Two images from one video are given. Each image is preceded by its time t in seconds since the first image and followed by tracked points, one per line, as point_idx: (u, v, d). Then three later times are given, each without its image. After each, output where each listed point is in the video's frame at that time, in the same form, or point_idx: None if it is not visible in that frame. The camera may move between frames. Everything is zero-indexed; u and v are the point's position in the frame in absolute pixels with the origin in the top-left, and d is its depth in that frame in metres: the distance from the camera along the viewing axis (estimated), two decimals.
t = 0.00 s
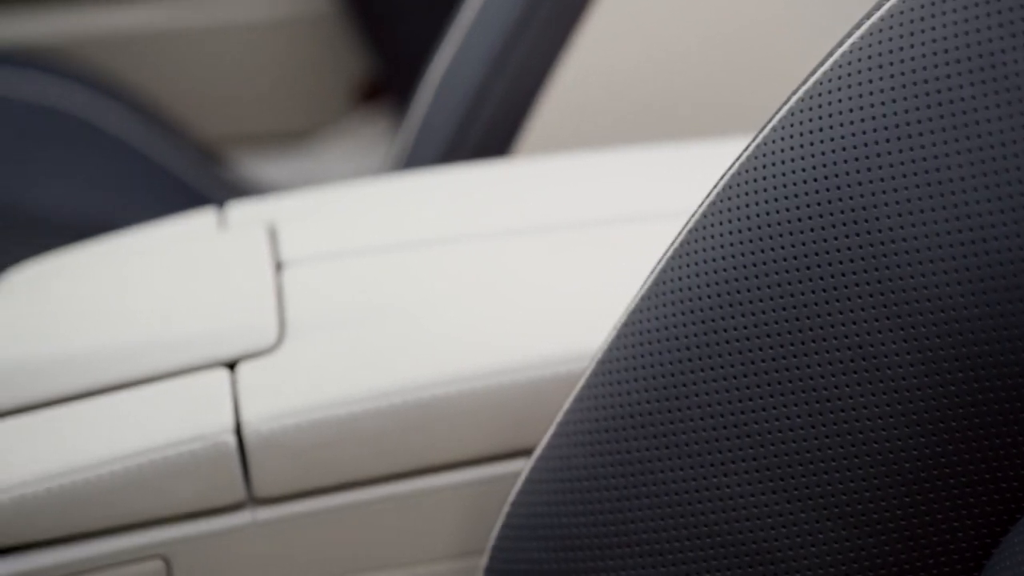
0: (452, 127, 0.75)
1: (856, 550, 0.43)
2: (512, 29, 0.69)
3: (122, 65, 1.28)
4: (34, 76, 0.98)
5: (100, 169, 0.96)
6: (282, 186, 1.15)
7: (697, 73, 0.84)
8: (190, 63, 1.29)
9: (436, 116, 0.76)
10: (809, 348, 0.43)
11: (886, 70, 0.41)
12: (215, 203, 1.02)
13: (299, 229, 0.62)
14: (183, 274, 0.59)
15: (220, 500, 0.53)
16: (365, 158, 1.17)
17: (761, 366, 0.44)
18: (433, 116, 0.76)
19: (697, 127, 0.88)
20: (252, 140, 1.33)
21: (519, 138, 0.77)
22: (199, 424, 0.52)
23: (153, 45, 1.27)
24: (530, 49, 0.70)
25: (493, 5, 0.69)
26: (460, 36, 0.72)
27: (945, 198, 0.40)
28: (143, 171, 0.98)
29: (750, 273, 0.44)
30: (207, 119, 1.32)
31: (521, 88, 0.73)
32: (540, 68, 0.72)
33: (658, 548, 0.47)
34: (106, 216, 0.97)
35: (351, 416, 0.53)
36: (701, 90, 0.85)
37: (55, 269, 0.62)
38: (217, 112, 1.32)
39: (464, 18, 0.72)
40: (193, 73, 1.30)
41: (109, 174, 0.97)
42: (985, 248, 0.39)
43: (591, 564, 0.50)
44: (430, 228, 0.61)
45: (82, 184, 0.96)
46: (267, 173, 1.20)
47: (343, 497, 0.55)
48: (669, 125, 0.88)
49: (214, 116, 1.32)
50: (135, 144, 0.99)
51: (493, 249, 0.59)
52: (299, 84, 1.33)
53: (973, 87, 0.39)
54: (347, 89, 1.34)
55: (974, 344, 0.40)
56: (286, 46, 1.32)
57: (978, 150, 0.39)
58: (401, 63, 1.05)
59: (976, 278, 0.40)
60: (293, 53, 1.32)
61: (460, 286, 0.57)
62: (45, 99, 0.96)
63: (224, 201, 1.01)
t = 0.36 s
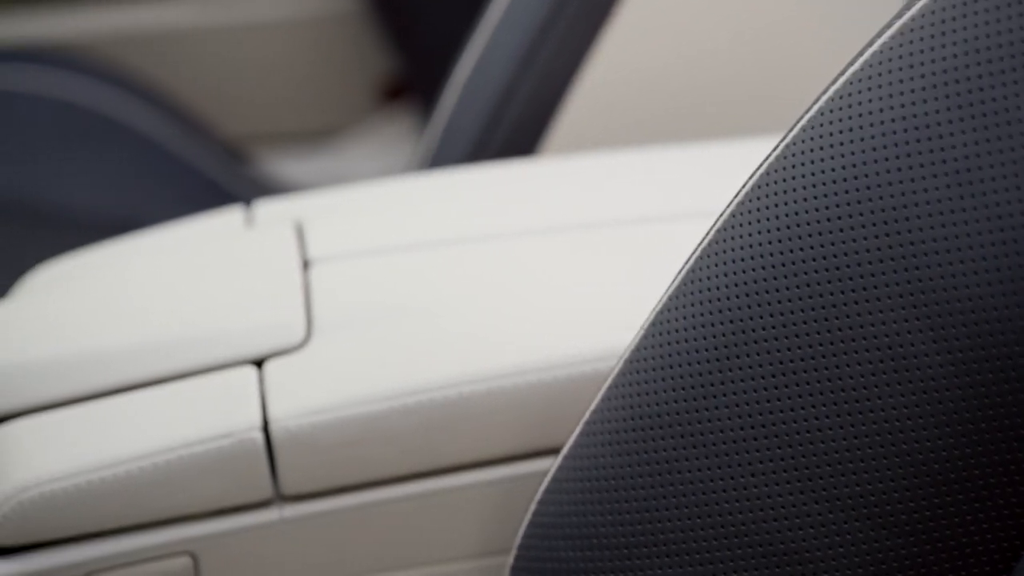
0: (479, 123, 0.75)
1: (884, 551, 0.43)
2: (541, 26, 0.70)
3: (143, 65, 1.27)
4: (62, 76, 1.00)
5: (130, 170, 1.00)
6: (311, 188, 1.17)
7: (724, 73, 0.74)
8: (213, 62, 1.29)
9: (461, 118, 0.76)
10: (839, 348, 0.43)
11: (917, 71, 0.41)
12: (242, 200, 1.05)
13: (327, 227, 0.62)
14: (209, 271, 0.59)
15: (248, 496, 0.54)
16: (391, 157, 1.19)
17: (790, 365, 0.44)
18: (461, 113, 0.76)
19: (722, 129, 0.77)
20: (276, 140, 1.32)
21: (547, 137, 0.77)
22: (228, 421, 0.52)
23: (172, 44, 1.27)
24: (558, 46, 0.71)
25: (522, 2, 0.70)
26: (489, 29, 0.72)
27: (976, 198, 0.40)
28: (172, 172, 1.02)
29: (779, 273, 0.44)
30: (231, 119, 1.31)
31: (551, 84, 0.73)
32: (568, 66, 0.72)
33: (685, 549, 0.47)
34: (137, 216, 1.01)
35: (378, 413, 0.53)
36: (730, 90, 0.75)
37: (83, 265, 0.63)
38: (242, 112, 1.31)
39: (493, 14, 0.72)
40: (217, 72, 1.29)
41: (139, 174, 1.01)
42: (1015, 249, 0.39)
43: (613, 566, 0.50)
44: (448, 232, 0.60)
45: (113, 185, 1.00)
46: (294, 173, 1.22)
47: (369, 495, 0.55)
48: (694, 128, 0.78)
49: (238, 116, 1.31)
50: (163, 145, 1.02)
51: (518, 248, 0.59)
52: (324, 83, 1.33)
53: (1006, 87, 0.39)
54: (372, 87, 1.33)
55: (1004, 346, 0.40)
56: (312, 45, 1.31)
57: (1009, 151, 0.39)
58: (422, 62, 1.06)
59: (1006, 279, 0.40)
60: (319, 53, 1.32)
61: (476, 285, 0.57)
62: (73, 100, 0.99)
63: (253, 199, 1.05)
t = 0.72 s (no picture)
0: (511, 119, 0.75)
1: (915, 552, 0.43)
2: (572, 23, 0.68)
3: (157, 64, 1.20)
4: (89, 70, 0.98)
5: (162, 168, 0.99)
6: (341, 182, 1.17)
7: (758, 69, 0.75)
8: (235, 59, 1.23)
9: (492, 116, 0.75)
10: (872, 348, 0.43)
11: (951, 71, 0.41)
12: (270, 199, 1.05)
13: (358, 224, 0.62)
14: (235, 270, 0.59)
15: (277, 493, 0.54)
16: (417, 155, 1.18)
17: (821, 365, 0.44)
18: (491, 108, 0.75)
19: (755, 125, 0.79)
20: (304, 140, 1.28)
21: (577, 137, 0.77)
22: (259, 418, 0.53)
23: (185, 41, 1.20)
24: (590, 43, 0.69)
25: None
26: (521, 24, 0.71)
27: (1011, 199, 0.40)
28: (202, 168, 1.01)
29: (811, 273, 0.44)
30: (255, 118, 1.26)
31: (582, 80, 0.71)
32: (600, 60, 0.70)
33: (715, 549, 0.47)
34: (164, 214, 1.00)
35: (408, 411, 0.53)
36: (761, 88, 0.77)
37: (112, 262, 0.63)
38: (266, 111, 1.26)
39: (524, 9, 0.71)
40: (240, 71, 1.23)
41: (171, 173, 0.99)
42: None
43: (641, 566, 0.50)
44: (484, 226, 0.61)
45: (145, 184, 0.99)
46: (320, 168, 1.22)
47: (399, 492, 0.55)
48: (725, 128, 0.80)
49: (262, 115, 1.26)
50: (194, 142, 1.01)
51: (546, 248, 0.59)
52: (352, 80, 1.27)
53: None
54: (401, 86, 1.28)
55: None
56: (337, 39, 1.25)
57: None
58: (444, 61, 1.06)
59: None
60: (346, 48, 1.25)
61: (493, 286, 0.57)
62: (104, 97, 0.97)
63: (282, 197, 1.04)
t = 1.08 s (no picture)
0: (541, 114, 0.76)
1: (946, 553, 0.43)
2: (602, 22, 0.70)
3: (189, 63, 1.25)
4: (118, 70, 1.03)
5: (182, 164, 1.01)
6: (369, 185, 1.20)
7: (777, 67, 0.71)
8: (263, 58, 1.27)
9: (520, 115, 0.77)
10: (903, 349, 0.43)
11: (986, 71, 0.40)
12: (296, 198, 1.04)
13: (385, 222, 0.62)
14: (259, 268, 0.59)
15: (306, 490, 0.54)
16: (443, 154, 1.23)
17: (853, 365, 0.44)
18: (528, 106, 0.77)
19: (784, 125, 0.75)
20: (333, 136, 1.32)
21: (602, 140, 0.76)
22: (288, 415, 0.53)
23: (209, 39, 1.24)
24: (617, 44, 0.70)
25: None
26: (551, 23, 0.73)
27: None
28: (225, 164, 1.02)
29: (843, 273, 0.44)
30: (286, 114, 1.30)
31: (610, 80, 0.72)
32: (629, 60, 0.71)
33: (745, 549, 0.47)
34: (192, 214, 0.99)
35: (436, 409, 0.53)
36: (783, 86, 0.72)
37: (140, 259, 0.63)
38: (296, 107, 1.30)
39: (554, 8, 0.73)
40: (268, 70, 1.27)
41: (193, 169, 1.01)
42: None
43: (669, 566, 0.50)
44: (509, 223, 0.61)
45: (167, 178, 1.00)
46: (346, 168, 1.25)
47: (430, 490, 0.55)
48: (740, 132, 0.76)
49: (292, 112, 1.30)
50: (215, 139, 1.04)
51: (574, 248, 0.59)
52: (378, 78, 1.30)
53: None
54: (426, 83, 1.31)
55: None
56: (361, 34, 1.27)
57: None
58: (470, 61, 1.07)
59: None
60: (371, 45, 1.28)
61: (512, 286, 0.57)
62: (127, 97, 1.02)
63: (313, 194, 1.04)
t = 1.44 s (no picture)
0: (571, 114, 0.77)
1: (978, 554, 0.43)
2: (633, 22, 0.71)
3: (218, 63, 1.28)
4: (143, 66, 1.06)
5: (209, 162, 1.01)
6: (394, 182, 1.22)
7: (798, 63, 0.69)
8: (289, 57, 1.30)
9: (549, 119, 0.78)
10: (936, 349, 0.43)
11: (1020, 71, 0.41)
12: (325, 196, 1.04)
13: (415, 221, 0.62)
14: (290, 266, 0.59)
15: (337, 488, 0.54)
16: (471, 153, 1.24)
17: (885, 366, 0.44)
18: (558, 105, 0.77)
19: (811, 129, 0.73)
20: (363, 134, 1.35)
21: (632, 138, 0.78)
22: (319, 412, 0.53)
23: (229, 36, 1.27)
24: (647, 44, 0.71)
25: None
26: (583, 20, 0.74)
27: None
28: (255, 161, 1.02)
29: (876, 273, 0.44)
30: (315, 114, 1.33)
31: (641, 77, 0.73)
32: (661, 58, 0.72)
33: (775, 549, 0.47)
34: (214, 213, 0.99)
35: (464, 407, 0.53)
36: (806, 81, 0.71)
37: (167, 256, 0.63)
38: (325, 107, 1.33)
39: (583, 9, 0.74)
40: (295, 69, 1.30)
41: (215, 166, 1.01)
42: None
43: (697, 566, 0.50)
44: (539, 223, 0.61)
45: (195, 173, 1.00)
46: (375, 167, 1.27)
47: (459, 488, 0.55)
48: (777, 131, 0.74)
49: (321, 112, 1.33)
50: (242, 134, 1.04)
51: (588, 248, 0.59)
52: (407, 75, 1.33)
53: None
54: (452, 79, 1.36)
55: None
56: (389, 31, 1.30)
57: None
58: (497, 60, 1.07)
59: None
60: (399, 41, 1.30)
61: (540, 285, 0.57)
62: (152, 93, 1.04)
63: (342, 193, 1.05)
